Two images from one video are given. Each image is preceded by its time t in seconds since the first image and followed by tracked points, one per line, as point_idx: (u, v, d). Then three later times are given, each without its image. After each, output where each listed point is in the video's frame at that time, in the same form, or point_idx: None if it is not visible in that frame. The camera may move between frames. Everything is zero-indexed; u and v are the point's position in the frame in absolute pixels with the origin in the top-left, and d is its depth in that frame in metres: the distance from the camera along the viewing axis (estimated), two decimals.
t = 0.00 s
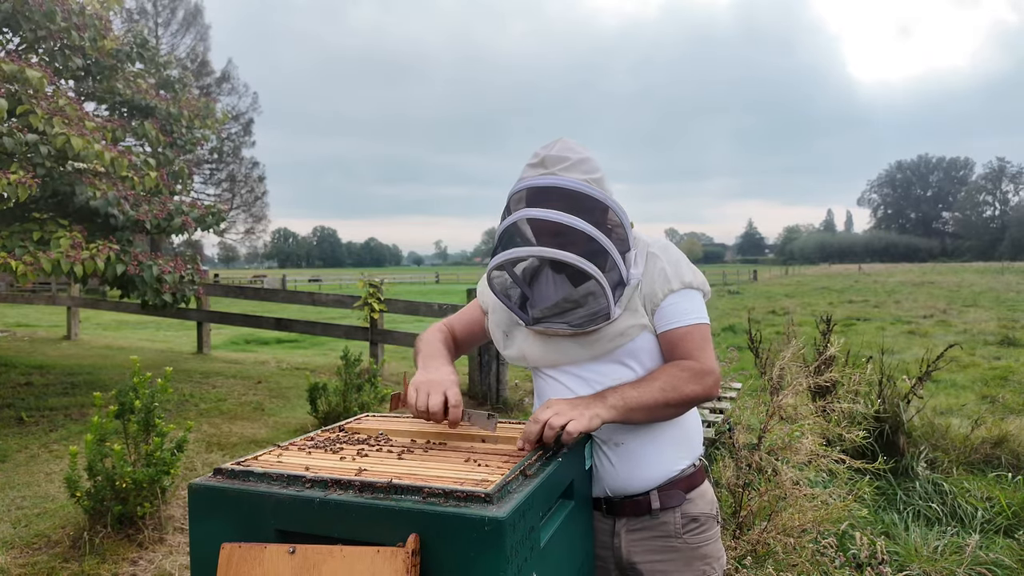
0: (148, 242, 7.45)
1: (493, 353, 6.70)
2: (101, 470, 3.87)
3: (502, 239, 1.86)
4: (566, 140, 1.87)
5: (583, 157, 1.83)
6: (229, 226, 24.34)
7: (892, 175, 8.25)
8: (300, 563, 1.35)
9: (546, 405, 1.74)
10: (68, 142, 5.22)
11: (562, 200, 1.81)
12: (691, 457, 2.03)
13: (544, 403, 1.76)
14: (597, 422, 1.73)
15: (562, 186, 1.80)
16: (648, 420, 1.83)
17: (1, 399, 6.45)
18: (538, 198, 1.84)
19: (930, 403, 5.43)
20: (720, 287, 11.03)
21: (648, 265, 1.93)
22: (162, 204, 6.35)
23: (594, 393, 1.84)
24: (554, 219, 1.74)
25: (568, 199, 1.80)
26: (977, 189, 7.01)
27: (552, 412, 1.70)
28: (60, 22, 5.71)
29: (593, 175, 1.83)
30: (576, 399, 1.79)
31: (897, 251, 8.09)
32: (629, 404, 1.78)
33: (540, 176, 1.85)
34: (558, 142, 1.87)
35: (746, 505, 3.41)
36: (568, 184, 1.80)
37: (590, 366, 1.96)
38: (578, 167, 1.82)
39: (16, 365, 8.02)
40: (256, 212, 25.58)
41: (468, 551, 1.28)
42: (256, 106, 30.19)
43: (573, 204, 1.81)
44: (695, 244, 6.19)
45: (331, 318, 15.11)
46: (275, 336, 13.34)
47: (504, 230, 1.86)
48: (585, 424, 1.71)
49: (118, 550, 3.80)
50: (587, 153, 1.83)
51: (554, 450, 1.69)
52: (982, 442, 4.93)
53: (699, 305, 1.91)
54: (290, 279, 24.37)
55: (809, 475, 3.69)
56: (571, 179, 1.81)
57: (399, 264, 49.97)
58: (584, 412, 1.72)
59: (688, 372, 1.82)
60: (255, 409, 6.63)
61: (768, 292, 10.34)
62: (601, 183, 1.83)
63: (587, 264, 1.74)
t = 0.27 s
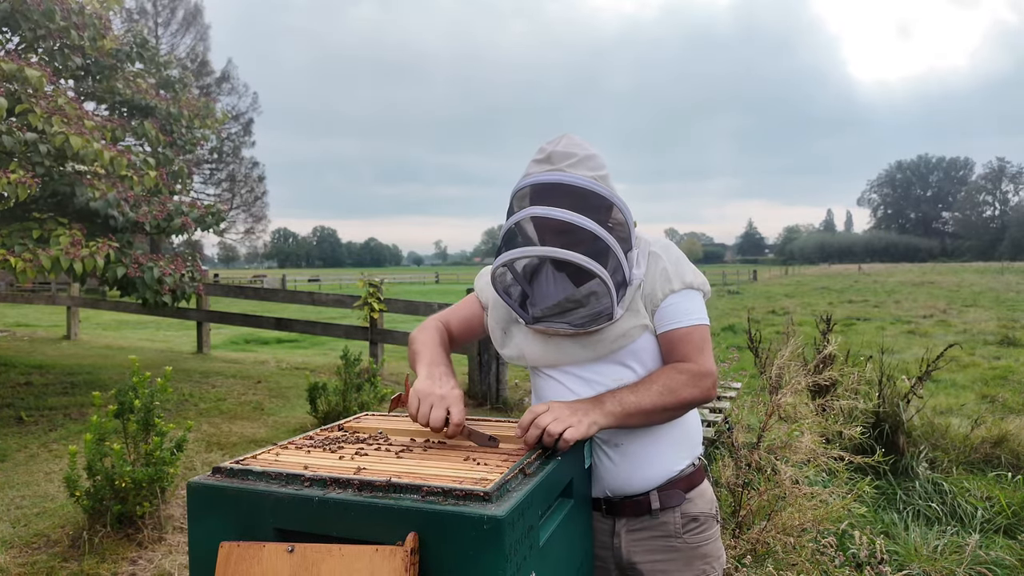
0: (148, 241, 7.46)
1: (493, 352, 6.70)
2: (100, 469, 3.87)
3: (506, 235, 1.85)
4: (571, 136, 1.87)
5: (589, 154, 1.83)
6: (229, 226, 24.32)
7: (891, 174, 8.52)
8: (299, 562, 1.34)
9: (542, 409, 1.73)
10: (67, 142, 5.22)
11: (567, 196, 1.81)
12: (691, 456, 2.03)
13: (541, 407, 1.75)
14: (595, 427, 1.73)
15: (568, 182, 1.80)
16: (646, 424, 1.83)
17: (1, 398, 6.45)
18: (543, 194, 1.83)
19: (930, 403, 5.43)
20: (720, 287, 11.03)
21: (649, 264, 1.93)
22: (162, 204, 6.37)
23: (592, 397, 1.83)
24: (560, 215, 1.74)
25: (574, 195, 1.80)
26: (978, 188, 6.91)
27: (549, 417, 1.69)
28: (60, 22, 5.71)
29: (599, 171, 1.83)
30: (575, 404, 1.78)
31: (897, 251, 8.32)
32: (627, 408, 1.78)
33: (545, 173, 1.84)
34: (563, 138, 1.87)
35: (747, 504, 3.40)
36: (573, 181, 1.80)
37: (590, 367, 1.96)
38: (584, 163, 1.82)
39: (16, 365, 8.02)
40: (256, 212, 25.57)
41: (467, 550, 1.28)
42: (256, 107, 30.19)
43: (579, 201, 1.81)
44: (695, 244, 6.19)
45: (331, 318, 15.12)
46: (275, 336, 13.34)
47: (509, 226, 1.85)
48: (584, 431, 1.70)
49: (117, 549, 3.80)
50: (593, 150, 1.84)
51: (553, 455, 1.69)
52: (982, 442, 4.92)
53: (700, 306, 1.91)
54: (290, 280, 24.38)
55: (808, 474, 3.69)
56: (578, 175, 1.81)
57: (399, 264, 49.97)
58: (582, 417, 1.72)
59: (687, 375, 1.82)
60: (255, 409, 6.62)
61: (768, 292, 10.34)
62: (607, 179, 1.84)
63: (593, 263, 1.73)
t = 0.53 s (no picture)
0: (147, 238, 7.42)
1: (493, 350, 6.67)
2: (97, 466, 3.83)
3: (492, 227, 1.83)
4: (559, 127, 1.83)
5: (576, 145, 1.80)
6: (229, 225, 24.28)
7: (892, 174, 8.68)
8: (296, 556, 1.31)
9: (543, 401, 1.71)
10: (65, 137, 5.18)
11: (555, 186, 1.78)
12: (691, 450, 2.00)
13: (542, 399, 1.73)
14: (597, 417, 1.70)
15: (553, 172, 1.76)
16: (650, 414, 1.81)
17: None
18: (529, 184, 1.80)
19: (932, 401, 5.40)
20: (720, 285, 10.99)
21: (642, 255, 1.90)
22: (160, 200, 6.34)
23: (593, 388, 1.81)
24: (545, 204, 1.70)
25: (561, 185, 1.77)
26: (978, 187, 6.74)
27: (551, 409, 1.67)
28: (58, 17, 5.65)
29: (586, 163, 1.80)
30: (575, 394, 1.76)
31: (898, 250, 8.51)
32: (630, 398, 1.75)
33: (533, 161, 1.81)
34: (551, 127, 1.84)
35: (749, 501, 3.36)
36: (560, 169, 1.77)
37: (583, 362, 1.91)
38: (569, 155, 1.79)
39: (13, 362, 7.99)
40: (256, 211, 25.51)
41: (468, 543, 1.25)
42: (256, 105, 30.13)
43: (566, 191, 1.78)
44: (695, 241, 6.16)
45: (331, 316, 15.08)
46: (275, 334, 13.31)
47: (495, 213, 1.82)
48: (584, 420, 1.67)
49: (114, 546, 3.77)
50: (580, 141, 1.80)
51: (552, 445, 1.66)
52: (985, 439, 4.89)
53: (698, 295, 1.88)
54: (290, 278, 24.34)
55: (811, 471, 3.66)
56: (562, 165, 1.77)
57: (399, 263, 49.93)
58: (584, 407, 1.69)
59: (690, 365, 1.80)
60: (254, 407, 6.59)
61: (769, 291, 10.31)
62: (593, 172, 1.80)
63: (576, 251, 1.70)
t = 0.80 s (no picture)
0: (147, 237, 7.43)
1: (493, 349, 6.67)
2: (98, 465, 3.84)
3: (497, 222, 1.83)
4: (564, 123, 1.84)
5: (581, 141, 1.80)
6: (229, 224, 24.27)
7: (892, 175, 8.73)
8: (298, 553, 1.32)
9: (545, 399, 1.71)
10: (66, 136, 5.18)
11: (559, 181, 1.79)
12: (694, 448, 2.01)
13: (543, 398, 1.73)
14: (599, 415, 1.70)
15: (558, 166, 1.77)
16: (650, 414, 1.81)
17: None
18: (533, 179, 1.80)
19: (932, 400, 5.40)
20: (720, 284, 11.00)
21: (646, 253, 1.90)
22: (160, 198, 6.36)
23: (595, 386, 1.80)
24: (551, 199, 1.71)
25: (566, 180, 1.78)
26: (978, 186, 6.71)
27: (553, 407, 1.67)
28: (59, 16, 5.65)
29: (592, 158, 1.80)
30: (576, 392, 1.75)
31: (897, 250, 8.61)
32: (631, 397, 1.76)
33: (537, 156, 1.82)
34: (557, 124, 1.84)
35: (750, 500, 3.37)
36: (566, 164, 1.77)
37: (586, 359, 1.92)
38: (575, 151, 1.79)
39: (14, 362, 7.98)
40: (256, 210, 25.50)
41: (471, 540, 1.25)
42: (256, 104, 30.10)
43: (571, 186, 1.79)
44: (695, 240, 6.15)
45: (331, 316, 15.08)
46: (275, 334, 13.32)
47: (499, 209, 1.83)
48: (586, 418, 1.67)
49: (115, 545, 3.77)
50: (585, 137, 1.80)
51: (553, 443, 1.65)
52: (986, 438, 4.88)
53: (701, 294, 1.88)
54: (290, 278, 24.33)
55: (812, 470, 3.66)
56: (568, 160, 1.78)
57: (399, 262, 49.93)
58: (586, 405, 1.70)
59: (691, 365, 1.81)
60: (254, 406, 6.59)
61: (769, 290, 10.31)
62: (598, 167, 1.81)
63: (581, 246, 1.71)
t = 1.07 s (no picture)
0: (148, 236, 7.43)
1: (494, 348, 6.67)
2: (99, 463, 3.85)
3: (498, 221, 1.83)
4: (567, 121, 1.84)
5: (583, 139, 1.80)
6: (229, 224, 24.27)
7: (891, 173, 8.65)
8: (300, 550, 1.32)
9: (546, 397, 1.71)
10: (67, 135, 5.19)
11: (561, 180, 1.79)
12: (694, 447, 2.01)
13: (544, 396, 1.73)
14: (599, 413, 1.70)
15: (559, 166, 1.77)
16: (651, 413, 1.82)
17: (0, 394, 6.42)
18: (535, 178, 1.81)
19: (932, 399, 5.41)
20: (721, 283, 11.00)
21: (648, 252, 1.90)
22: (161, 197, 6.36)
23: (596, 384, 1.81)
24: (552, 199, 1.72)
25: (567, 180, 1.79)
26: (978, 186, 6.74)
27: (553, 405, 1.67)
28: (60, 15, 5.66)
29: (593, 157, 1.80)
30: (577, 390, 1.76)
31: (897, 249, 8.55)
32: (632, 395, 1.76)
33: (538, 155, 1.82)
34: (559, 123, 1.85)
35: (750, 499, 3.37)
36: (567, 164, 1.77)
37: (586, 358, 1.92)
38: (577, 149, 1.79)
39: (14, 360, 7.99)
40: (256, 209, 25.49)
41: (472, 538, 1.26)
42: (256, 104, 30.08)
43: (573, 185, 1.79)
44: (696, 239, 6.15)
45: (331, 315, 15.09)
46: (276, 333, 13.32)
47: (500, 207, 1.83)
48: (587, 416, 1.67)
49: (116, 543, 3.78)
50: (588, 135, 1.80)
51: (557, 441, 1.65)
52: (986, 437, 4.88)
53: (702, 294, 1.89)
54: (290, 277, 24.34)
55: (812, 468, 3.67)
56: (570, 160, 1.78)
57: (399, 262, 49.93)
58: (586, 403, 1.70)
59: (692, 364, 1.82)
60: (255, 404, 6.60)
61: (770, 289, 10.31)
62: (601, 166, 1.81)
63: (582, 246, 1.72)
